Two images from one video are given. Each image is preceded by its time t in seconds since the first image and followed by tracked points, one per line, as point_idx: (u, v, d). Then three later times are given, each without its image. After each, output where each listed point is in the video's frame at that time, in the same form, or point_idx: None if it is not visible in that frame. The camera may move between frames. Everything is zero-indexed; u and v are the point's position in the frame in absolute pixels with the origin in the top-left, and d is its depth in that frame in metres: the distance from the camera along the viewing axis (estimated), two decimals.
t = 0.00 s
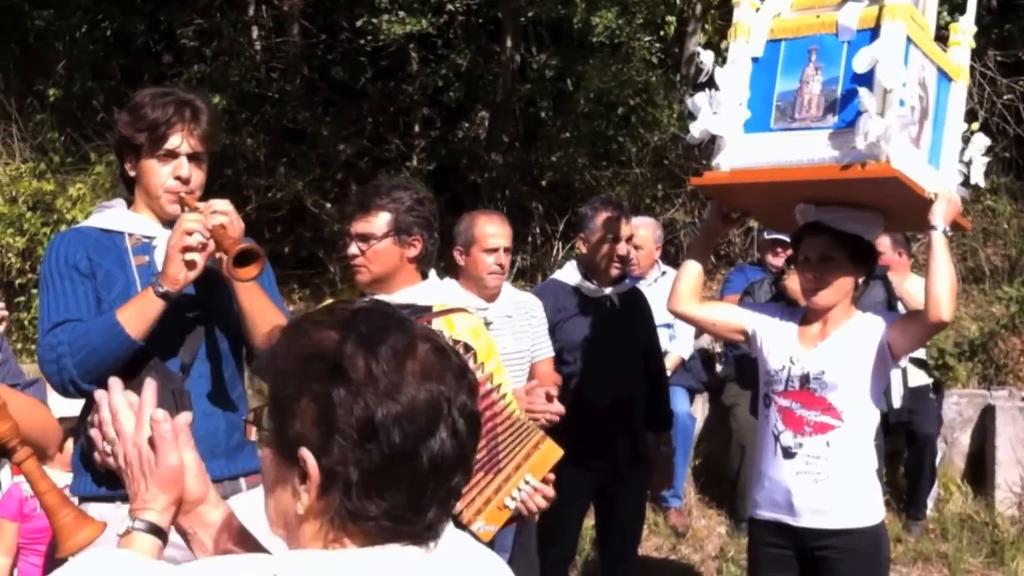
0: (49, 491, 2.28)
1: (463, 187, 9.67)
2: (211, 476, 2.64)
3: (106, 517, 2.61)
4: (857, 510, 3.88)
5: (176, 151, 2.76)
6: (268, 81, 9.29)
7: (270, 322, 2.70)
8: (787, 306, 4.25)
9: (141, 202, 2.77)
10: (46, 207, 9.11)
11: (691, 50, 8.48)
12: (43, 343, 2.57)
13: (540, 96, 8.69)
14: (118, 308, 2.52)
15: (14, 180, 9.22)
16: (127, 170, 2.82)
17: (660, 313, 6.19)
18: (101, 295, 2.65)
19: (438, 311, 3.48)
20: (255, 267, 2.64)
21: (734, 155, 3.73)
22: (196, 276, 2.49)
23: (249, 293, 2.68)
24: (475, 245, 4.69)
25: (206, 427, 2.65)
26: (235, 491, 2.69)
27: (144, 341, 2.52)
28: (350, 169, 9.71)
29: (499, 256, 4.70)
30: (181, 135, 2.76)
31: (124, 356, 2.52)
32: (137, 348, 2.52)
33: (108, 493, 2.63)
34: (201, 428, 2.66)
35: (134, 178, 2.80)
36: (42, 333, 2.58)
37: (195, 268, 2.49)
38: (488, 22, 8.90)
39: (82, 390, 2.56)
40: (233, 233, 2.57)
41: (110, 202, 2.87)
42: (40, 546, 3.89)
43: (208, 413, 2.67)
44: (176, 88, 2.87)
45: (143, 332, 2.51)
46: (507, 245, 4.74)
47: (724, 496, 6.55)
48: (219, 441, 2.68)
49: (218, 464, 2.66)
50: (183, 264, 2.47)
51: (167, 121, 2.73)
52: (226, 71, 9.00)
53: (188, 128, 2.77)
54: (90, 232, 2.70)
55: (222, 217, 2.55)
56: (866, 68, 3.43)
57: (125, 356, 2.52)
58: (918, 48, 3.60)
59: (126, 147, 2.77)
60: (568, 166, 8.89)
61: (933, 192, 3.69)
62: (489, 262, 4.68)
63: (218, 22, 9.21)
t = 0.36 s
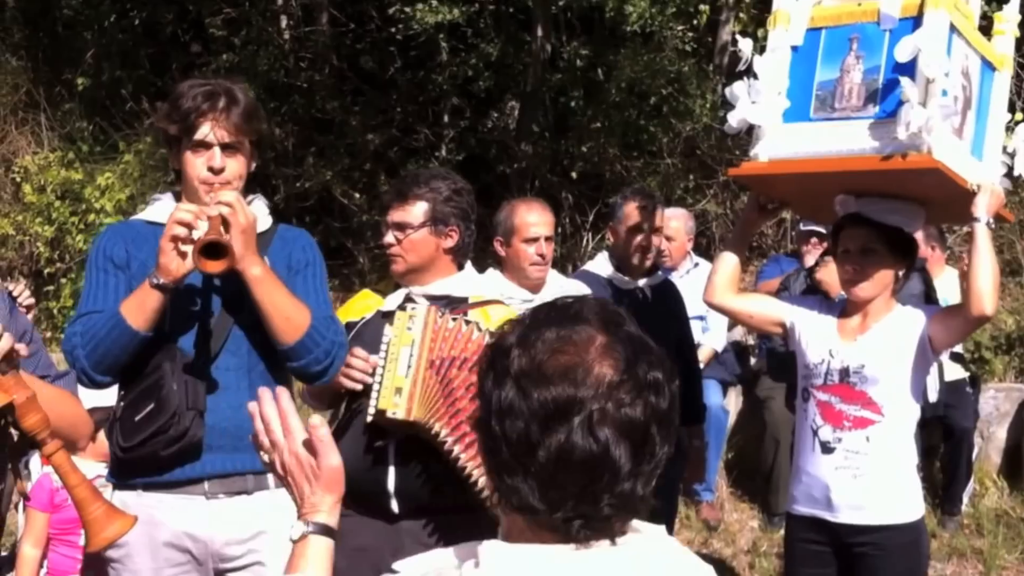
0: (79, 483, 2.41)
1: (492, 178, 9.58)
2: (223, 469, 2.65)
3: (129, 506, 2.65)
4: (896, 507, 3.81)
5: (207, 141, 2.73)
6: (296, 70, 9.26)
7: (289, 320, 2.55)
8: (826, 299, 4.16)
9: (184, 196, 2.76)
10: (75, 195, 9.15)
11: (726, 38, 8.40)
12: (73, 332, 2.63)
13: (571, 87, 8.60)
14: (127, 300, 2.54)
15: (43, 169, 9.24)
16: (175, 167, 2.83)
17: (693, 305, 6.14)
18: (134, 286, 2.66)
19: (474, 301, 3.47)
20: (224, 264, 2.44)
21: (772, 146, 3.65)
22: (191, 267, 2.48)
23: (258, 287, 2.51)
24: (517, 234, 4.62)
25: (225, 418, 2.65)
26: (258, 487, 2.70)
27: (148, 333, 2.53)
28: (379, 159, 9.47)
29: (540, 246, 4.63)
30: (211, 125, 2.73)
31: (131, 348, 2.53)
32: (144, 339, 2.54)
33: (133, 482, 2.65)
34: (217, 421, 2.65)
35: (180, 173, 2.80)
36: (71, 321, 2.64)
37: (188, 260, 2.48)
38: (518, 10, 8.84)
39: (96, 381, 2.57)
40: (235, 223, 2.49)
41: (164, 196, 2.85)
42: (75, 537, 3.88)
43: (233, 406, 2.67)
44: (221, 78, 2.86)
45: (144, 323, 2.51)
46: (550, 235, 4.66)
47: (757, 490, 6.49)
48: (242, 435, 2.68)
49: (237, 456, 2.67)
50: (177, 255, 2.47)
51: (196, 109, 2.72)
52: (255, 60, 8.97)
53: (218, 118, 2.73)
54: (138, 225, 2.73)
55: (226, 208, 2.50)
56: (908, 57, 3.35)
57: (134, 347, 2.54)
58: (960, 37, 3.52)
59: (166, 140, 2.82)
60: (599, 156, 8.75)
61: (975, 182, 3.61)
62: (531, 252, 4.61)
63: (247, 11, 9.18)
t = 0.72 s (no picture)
0: (106, 476, 2.30)
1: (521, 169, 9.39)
2: (271, 460, 2.51)
3: (177, 494, 2.54)
4: (934, 503, 3.71)
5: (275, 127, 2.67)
6: (325, 59, 9.28)
7: (341, 308, 2.47)
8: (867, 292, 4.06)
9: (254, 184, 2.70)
10: (103, 185, 9.22)
11: (757, 29, 8.36)
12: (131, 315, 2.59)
13: (599, 76, 8.51)
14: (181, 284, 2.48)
15: (72, 159, 9.28)
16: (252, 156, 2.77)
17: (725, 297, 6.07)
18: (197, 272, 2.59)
19: (505, 292, 3.42)
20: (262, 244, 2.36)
21: (811, 135, 3.51)
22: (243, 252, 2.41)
23: (310, 274, 2.44)
24: (558, 224, 4.59)
25: (275, 408, 2.53)
26: (311, 481, 2.54)
27: (199, 318, 2.46)
28: (408, 150, 9.37)
29: (579, 237, 4.55)
30: (276, 110, 2.68)
31: (182, 333, 2.47)
32: (194, 324, 2.46)
33: (183, 471, 2.55)
34: (268, 412, 2.53)
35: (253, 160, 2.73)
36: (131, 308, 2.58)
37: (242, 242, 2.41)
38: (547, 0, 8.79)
39: (150, 366, 2.51)
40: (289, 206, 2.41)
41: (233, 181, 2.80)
42: (105, 529, 3.78)
43: (287, 396, 2.54)
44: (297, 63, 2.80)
45: (195, 308, 2.44)
46: (595, 229, 4.60)
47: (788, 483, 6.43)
48: (295, 426, 2.54)
49: (287, 448, 2.53)
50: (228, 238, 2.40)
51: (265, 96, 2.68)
52: (283, 50, 8.95)
53: (284, 105, 2.67)
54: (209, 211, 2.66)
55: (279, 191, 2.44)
56: (952, 46, 3.24)
57: (185, 332, 2.47)
58: (1005, 27, 3.42)
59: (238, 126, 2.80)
60: (628, 147, 8.65)
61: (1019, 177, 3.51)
62: (569, 243, 4.55)
63: None
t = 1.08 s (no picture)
0: (140, 466, 2.28)
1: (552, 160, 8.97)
2: (335, 453, 2.47)
3: (238, 485, 2.50)
4: (977, 503, 3.65)
5: (343, 118, 2.64)
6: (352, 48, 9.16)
7: (411, 307, 2.43)
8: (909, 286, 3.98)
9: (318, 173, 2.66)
10: (132, 173, 9.25)
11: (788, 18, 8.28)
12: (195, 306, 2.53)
13: (628, 66, 8.46)
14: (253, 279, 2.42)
15: (100, 147, 9.22)
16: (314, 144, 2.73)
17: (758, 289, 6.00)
18: (262, 263, 2.53)
19: (540, 284, 3.40)
20: (345, 247, 2.32)
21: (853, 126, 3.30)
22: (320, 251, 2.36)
23: (382, 272, 2.39)
24: (630, 211, 4.54)
25: (341, 402, 2.49)
26: (375, 474, 2.51)
27: (271, 315, 2.40)
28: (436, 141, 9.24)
29: (650, 227, 4.50)
30: (347, 101, 2.63)
31: (252, 328, 2.41)
32: (265, 321, 2.41)
33: (245, 462, 2.51)
34: (334, 407, 2.49)
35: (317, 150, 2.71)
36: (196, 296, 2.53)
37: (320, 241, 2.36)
38: None
39: (217, 358, 2.46)
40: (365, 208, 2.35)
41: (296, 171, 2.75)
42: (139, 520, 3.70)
43: (352, 389, 2.50)
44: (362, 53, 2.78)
45: (267, 305, 2.39)
46: (667, 220, 4.53)
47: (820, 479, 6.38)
48: (358, 420, 2.50)
49: (351, 441, 2.49)
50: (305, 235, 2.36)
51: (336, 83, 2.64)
52: (310, 40, 8.92)
53: (355, 95, 2.64)
54: (270, 199, 2.61)
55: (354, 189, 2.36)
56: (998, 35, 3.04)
57: (255, 327, 2.42)
58: None
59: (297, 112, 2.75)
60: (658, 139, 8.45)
61: None
62: (638, 232, 4.51)
63: None
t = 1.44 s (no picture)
0: (171, 456, 2.25)
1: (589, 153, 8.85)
2: (388, 448, 2.44)
3: (286, 480, 2.45)
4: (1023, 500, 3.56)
5: (383, 108, 2.58)
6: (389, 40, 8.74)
7: (464, 298, 2.45)
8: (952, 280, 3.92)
9: (348, 160, 2.61)
10: (167, 163, 9.22)
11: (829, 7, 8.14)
12: (234, 298, 2.46)
13: (667, 57, 8.24)
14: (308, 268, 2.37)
15: (135, 137, 9.24)
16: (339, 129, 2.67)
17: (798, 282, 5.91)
18: (299, 254, 2.50)
19: (577, 276, 3.40)
20: (439, 237, 2.31)
21: (898, 117, 3.14)
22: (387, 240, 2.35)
23: (438, 262, 2.41)
24: (719, 203, 4.31)
25: (391, 395, 2.47)
26: (423, 468, 2.50)
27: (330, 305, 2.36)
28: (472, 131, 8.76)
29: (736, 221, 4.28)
30: (390, 92, 2.58)
31: (308, 319, 2.36)
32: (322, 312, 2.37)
33: (291, 458, 2.45)
34: (384, 399, 2.47)
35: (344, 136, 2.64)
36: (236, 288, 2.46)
37: (387, 231, 2.34)
38: None
39: (265, 351, 2.40)
40: (429, 197, 2.34)
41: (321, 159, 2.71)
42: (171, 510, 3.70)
43: (399, 382, 2.49)
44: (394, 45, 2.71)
45: (327, 294, 2.35)
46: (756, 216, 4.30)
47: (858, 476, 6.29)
48: (406, 413, 2.48)
49: (402, 434, 2.47)
50: (374, 226, 2.33)
51: (377, 77, 2.57)
52: (346, 29, 8.77)
53: (399, 85, 2.59)
54: (296, 189, 2.56)
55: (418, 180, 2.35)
56: None
57: (310, 318, 2.37)
58: None
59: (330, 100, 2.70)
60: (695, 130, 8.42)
61: None
62: (724, 225, 4.29)
63: None
